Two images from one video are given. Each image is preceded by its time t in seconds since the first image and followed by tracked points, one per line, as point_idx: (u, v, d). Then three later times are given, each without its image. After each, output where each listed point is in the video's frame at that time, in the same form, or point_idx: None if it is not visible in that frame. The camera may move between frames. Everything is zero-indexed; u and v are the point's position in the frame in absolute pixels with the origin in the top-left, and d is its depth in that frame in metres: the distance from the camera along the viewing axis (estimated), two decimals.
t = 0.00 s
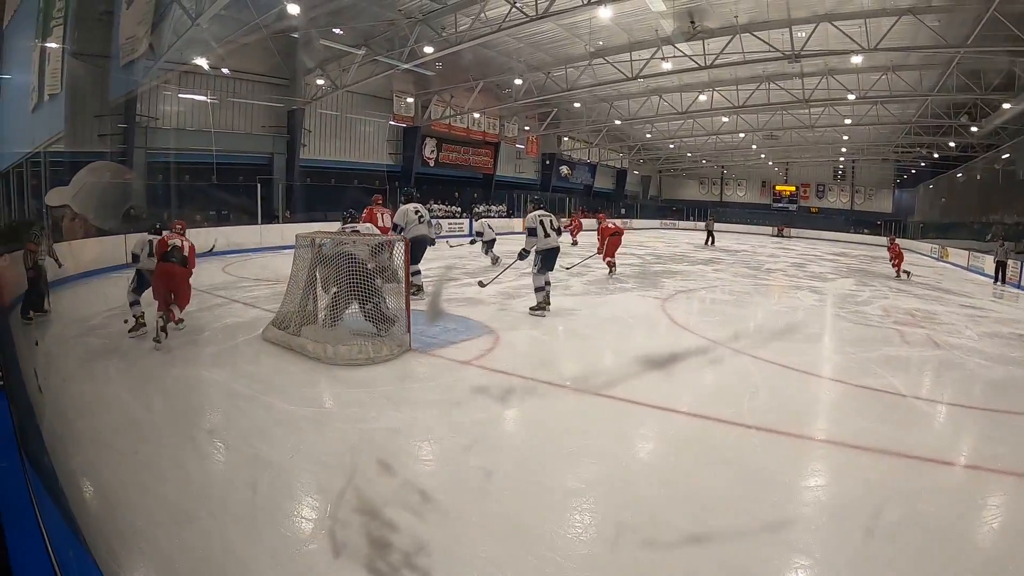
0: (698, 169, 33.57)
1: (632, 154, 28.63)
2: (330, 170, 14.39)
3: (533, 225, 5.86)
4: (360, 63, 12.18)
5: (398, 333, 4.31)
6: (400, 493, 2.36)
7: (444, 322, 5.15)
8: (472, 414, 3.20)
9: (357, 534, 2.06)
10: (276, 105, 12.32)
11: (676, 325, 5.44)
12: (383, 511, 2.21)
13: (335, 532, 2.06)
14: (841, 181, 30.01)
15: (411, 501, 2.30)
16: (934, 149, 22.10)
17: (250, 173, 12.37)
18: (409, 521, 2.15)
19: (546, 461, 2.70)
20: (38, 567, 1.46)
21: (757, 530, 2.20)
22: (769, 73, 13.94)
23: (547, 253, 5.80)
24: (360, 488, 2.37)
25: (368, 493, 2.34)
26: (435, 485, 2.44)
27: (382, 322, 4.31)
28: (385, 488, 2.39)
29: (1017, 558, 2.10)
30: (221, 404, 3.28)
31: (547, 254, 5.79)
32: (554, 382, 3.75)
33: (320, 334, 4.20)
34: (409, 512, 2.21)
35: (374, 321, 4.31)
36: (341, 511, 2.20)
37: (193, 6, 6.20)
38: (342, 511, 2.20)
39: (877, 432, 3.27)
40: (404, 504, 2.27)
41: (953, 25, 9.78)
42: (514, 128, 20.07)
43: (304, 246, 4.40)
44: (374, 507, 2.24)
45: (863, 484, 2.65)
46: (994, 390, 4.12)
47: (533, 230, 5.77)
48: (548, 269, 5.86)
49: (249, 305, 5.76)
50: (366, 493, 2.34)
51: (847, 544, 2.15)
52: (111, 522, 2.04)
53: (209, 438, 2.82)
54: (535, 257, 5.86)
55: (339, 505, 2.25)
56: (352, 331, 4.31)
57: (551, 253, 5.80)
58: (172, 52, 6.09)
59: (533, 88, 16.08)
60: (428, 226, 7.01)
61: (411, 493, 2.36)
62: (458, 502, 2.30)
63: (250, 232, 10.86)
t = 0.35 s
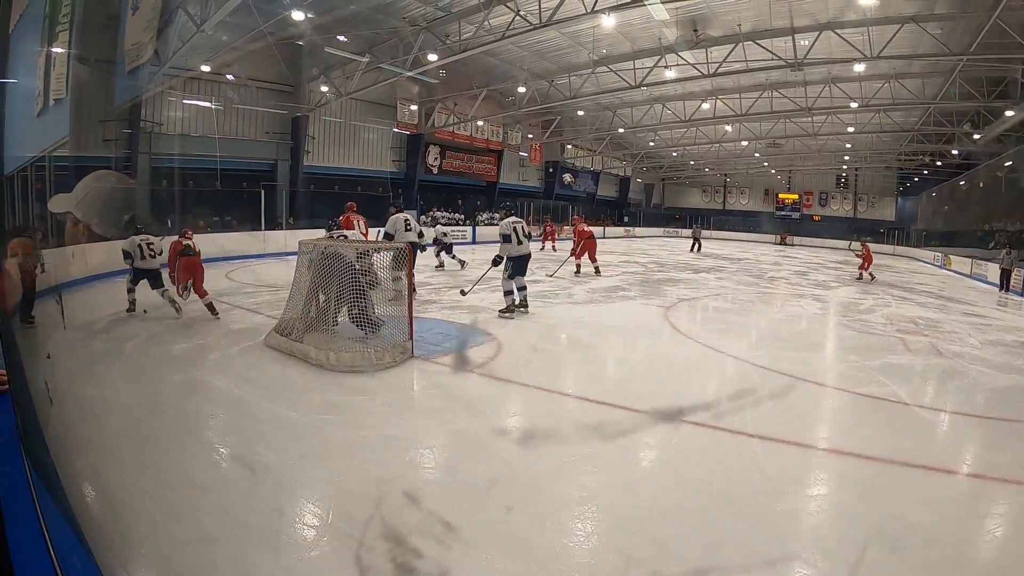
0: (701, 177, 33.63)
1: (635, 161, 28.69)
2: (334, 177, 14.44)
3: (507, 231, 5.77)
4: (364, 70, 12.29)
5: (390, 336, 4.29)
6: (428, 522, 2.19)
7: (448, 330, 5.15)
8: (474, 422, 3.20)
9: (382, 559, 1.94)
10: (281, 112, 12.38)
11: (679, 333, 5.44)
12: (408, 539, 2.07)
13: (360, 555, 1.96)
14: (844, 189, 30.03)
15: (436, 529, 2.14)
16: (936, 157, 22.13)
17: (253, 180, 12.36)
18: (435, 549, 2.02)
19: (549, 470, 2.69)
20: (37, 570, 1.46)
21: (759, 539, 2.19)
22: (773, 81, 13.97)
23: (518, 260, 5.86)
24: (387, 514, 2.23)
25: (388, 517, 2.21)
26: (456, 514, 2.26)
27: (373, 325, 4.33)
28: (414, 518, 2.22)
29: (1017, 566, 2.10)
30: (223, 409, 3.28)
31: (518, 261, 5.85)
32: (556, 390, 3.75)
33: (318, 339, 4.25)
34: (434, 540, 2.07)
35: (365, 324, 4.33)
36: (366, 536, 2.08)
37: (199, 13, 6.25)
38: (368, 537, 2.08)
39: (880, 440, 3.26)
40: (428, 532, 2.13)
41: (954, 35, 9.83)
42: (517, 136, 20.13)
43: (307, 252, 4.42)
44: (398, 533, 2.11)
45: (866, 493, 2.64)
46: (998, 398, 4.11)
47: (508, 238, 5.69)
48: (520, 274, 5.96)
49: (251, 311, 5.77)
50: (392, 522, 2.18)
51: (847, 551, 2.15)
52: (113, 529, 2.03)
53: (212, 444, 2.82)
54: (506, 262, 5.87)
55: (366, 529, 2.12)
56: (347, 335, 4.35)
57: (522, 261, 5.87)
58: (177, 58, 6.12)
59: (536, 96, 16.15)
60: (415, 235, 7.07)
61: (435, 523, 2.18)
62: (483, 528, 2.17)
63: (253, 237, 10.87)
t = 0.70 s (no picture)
0: (697, 184, 33.71)
1: (632, 168, 28.75)
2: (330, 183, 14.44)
3: (475, 237, 5.82)
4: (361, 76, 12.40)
5: (386, 342, 4.26)
6: (464, 508, 2.35)
7: (443, 338, 5.14)
8: (472, 429, 3.20)
9: (420, 542, 2.09)
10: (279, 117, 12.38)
11: (675, 340, 5.44)
12: (446, 523, 2.23)
13: (398, 540, 2.09)
14: (839, 196, 30.14)
15: (472, 514, 2.31)
16: (931, 165, 22.24)
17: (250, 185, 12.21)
18: (470, 531, 2.18)
19: (548, 476, 2.70)
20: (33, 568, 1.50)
21: (755, 545, 2.19)
22: (768, 88, 14.04)
23: (485, 266, 5.87)
24: (427, 504, 2.37)
25: (425, 506, 2.35)
26: (491, 500, 2.43)
27: (369, 331, 4.30)
28: (451, 505, 2.38)
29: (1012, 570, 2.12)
30: (219, 415, 3.28)
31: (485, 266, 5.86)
32: (552, 397, 3.74)
33: (315, 345, 4.26)
34: (471, 524, 2.23)
35: (361, 330, 4.31)
36: (407, 523, 2.22)
37: (197, 18, 6.28)
38: (409, 522, 2.22)
39: (877, 447, 3.26)
40: (465, 517, 2.29)
41: (949, 43, 9.89)
42: (514, 143, 20.18)
43: (305, 257, 4.43)
44: (437, 519, 2.26)
45: (862, 499, 2.65)
46: (992, 405, 4.12)
47: (476, 244, 5.74)
48: (486, 278, 5.98)
49: (247, 317, 5.75)
50: (430, 510, 2.33)
51: (844, 555, 2.16)
52: (112, 534, 2.04)
53: (208, 450, 2.82)
54: (473, 267, 5.89)
55: (407, 517, 2.26)
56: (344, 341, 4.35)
57: (489, 266, 5.88)
58: (174, 63, 6.13)
59: (533, 103, 16.21)
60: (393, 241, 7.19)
61: (471, 509, 2.35)
62: (512, 509, 2.36)
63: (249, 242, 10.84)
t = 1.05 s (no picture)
0: (693, 183, 33.77)
1: (628, 168, 28.79)
2: (326, 182, 14.43)
3: (442, 236, 6.03)
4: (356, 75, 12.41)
5: (381, 342, 4.23)
6: (451, 487, 2.52)
7: (438, 336, 5.14)
8: (469, 428, 3.19)
9: (408, 520, 2.23)
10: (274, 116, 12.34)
11: (671, 339, 5.45)
12: (433, 502, 2.38)
13: (387, 520, 2.22)
14: (835, 195, 30.19)
15: (458, 492, 2.47)
16: (927, 164, 22.29)
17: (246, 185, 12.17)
18: (457, 511, 2.32)
19: (545, 475, 2.68)
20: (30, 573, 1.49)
21: (751, 544, 2.20)
22: (764, 88, 14.07)
23: (451, 264, 6.09)
24: (413, 482, 2.54)
25: (411, 484, 2.53)
26: (478, 480, 2.60)
27: (364, 331, 4.28)
28: (434, 483, 2.55)
29: (1011, 569, 2.12)
30: (215, 414, 3.28)
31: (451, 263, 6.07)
32: (548, 396, 3.75)
33: (310, 344, 4.22)
34: (457, 502, 2.39)
35: (356, 330, 4.28)
36: (395, 502, 2.36)
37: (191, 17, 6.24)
38: (397, 501, 2.38)
39: (872, 445, 3.26)
40: (452, 495, 2.45)
41: (944, 42, 9.90)
42: (509, 142, 20.18)
43: (300, 257, 4.42)
44: (425, 498, 2.41)
45: (858, 497, 2.65)
46: (988, 403, 4.12)
47: (444, 242, 5.96)
48: (452, 276, 6.18)
49: (243, 316, 5.74)
50: (417, 489, 2.49)
51: (844, 555, 2.16)
52: (108, 532, 2.03)
53: (205, 449, 2.82)
54: (440, 266, 6.09)
55: (393, 497, 2.41)
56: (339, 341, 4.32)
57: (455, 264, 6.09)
58: (169, 62, 6.10)
59: (529, 102, 16.21)
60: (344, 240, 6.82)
61: (462, 488, 2.51)
62: (500, 489, 2.52)
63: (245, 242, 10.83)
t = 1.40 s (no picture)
0: (693, 183, 33.75)
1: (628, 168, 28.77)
2: (326, 182, 14.43)
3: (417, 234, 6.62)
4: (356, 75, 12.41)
5: (381, 342, 4.23)
6: (465, 476, 2.61)
7: (438, 335, 5.15)
8: (470, 425, 3.21)
9: (421, 509, 2.30)
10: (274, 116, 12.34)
11: (671, 338, 5.45)
12: (448, 491, 2.45)
13: (403, 510, 2.28)
14: (834, 195, 30.18)
15: (472, 482, 2.55)
16: (926, 163, 22.28)
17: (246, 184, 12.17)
18: (471, 499, 2.40)
19: (544, 474, 2.68)
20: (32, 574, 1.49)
21: (752, 542, 2.19)
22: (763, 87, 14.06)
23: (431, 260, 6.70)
24: (433, 472, 2.64)
25: (432, 475, 2.60)
26: (491, 469, 2.69)
27: (361, 331, 4.26)
28: (453, 474, 2.63)
29: (1011, 569, 2.12)
30: (216, 414, 3.27)
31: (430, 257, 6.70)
32: (548, 395, 3.75)
33: (309, 343, 4.23)
34: (470, 491, 2.46)
35: (354, 330, 4.27)
36: (411, 492, 2.44)
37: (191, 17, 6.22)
38: (412, 492, 2.44)
39: (873, 445, 3.26)
40: (466, 485, 2.53)
41: (945, 42, 9.88)
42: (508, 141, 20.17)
43: (301, 257, 4.42)
44: (439, 488, 2.48)
45: (858, 497, 2.64)
46: (987, 403, 4.12)
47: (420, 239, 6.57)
48: (428, 272, 6.72)
49: (243, 316, 5.74)
50: (433, 480, 2.56)
51: (844, 554, 2.16)
52: (115, 534, 2.03)
53: (207, 448, 2.82)
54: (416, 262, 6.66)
55: (410, 487, 2.48)
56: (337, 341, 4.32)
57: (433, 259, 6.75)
58: (169, 61, 6.08)
59: (528, 102, 16.19)
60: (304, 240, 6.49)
61: (472, 476, 2.60)
62: (513, 479, 2.60)
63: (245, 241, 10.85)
